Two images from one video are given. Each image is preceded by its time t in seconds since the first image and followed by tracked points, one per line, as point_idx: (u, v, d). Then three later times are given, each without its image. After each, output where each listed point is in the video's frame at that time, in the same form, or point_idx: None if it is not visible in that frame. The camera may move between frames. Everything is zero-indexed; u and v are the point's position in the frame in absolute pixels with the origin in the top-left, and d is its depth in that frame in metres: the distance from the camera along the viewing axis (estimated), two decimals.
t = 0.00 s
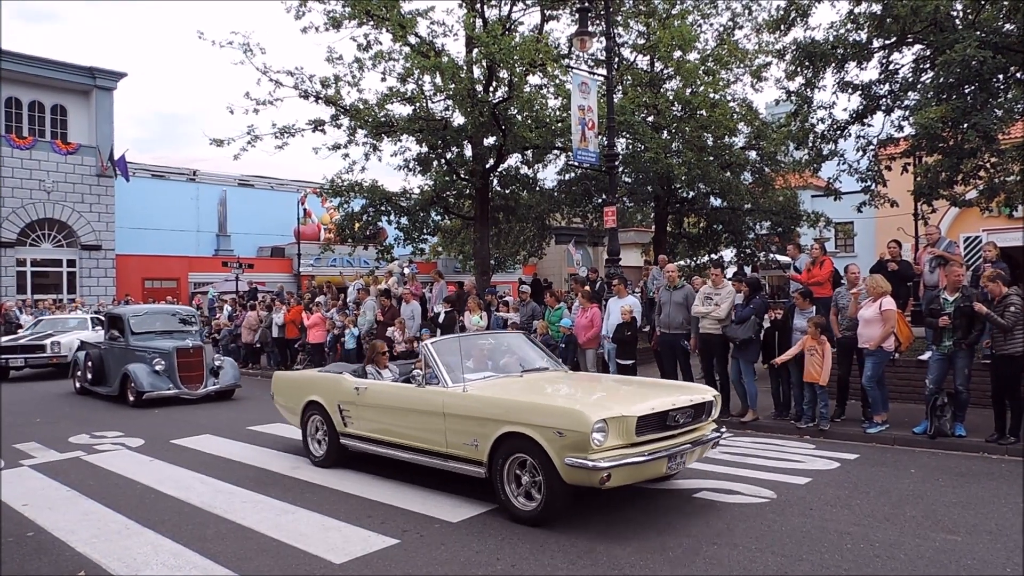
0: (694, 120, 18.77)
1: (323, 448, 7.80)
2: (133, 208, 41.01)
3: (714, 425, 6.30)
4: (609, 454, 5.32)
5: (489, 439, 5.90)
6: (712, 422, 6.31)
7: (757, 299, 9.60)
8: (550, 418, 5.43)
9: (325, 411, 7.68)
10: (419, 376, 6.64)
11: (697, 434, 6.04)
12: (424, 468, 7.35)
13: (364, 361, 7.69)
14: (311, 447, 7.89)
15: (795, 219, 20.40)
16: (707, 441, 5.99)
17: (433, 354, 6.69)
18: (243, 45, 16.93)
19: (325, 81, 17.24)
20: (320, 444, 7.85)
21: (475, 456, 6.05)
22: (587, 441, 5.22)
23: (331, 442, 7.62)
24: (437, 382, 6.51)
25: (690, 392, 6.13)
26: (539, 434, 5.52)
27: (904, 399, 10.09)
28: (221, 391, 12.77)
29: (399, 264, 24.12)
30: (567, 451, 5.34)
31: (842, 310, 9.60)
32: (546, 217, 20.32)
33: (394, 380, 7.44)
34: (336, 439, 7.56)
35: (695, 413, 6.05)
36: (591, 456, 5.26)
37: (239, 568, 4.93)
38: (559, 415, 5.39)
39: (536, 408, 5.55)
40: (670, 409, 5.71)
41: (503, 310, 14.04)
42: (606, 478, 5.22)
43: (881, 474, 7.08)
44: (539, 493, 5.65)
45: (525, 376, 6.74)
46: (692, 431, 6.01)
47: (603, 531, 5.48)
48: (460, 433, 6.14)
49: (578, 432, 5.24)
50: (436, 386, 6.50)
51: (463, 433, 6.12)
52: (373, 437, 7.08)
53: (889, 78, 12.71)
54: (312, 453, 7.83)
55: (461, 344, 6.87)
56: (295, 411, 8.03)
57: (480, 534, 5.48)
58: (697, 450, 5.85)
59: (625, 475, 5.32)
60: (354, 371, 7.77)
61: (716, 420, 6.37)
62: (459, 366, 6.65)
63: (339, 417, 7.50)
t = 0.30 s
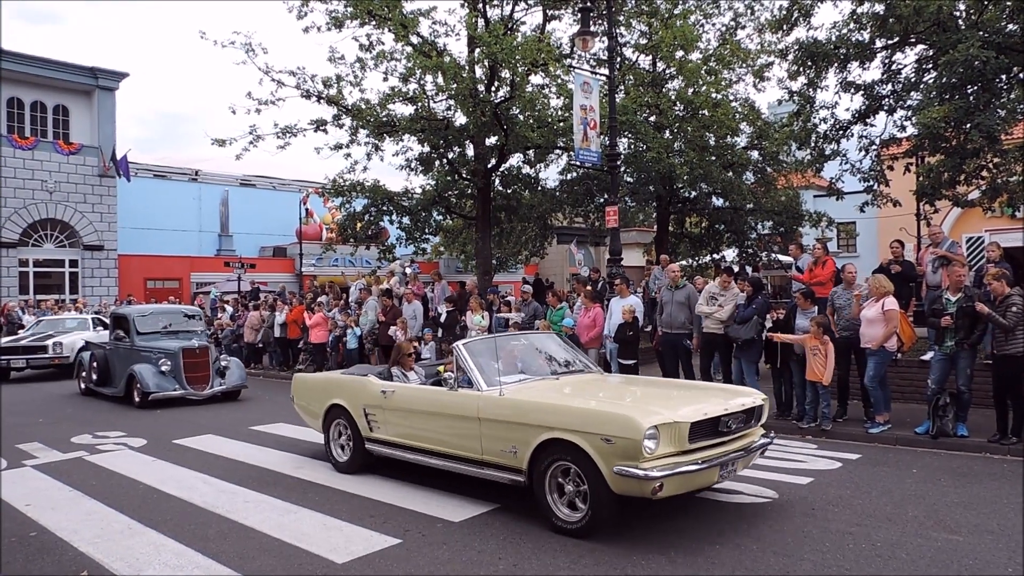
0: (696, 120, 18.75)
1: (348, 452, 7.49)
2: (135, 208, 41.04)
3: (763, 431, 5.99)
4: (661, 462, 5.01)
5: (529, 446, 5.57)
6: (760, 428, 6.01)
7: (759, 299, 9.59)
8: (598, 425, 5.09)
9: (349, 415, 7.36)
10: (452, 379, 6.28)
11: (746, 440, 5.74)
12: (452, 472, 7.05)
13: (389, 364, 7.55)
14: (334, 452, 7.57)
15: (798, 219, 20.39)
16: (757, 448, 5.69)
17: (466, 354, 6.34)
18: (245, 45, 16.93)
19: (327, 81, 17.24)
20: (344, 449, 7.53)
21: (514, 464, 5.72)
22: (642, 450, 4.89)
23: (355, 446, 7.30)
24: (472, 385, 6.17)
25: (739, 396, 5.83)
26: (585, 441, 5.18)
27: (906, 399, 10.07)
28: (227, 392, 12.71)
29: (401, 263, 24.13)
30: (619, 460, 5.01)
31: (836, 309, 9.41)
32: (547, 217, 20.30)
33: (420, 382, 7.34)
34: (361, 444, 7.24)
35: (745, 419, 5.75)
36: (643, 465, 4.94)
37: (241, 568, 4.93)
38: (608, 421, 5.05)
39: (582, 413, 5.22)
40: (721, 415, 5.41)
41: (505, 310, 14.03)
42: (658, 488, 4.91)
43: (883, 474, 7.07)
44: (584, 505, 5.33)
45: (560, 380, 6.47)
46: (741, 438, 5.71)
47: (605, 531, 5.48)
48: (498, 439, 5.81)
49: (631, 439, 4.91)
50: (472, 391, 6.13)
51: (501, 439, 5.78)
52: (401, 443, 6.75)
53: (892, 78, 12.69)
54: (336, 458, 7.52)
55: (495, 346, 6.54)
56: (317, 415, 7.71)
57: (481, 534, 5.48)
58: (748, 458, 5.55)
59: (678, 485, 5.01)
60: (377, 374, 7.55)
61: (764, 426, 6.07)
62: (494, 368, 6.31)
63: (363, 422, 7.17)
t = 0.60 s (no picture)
0: (698, 121, 18.74)
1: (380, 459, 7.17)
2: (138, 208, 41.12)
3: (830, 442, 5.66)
4: (734, 476, 4.67)
5: (584, 456, 5.24)
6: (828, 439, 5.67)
7: (762, 301, 9.60)
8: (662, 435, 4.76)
9: (382, 421, 7.05)
10: (496, 385, 5.99)
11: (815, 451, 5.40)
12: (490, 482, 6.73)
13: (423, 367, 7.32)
14: (365, 460, 7.25)
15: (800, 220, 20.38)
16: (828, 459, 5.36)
17: (510, 360, 6.05)
18: (249, 45, 16.94)
19: (331, 82, 17.28)
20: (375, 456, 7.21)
21: (566, 476, 5.40)
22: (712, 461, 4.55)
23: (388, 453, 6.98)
24: (519, 392, 5.87)
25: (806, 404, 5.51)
26: (648, 452, 4.85)
27: (910, 401, 10.07)
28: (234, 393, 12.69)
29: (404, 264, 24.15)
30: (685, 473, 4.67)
31: (837, 312, 9.33)
32: (550, 217, 20.32)
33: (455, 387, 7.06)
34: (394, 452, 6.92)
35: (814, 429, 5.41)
36: (715, 479, 4.61)
37: (244, 567, 4.96)
38: (674, 431, 4.72)
39: (644, 423, 4.89)
40: (794, 425, 5.08)
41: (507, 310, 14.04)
42: (732, 504, 4.57)
43: (885, 476, 7.07)
44: (645, 520, 4.99)
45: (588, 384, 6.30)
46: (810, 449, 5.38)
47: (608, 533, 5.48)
48: (548, 448, 5.49)
49: (700, 451, 4.58)
50: (517, 398, 5.82)
51: (552, 449, 5.47)
52: (440, 452, 6.43)
53: (895, 79, 12.69)
54: (366, 466, 7.20)
55: (539, 351, 6.26)
56: (346, 421, 7.40)
57: (484, 535, 5.49)
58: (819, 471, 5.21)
59: (751, 501, 4.68)
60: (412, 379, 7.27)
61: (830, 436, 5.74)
62: (538, 373, 6.04)
63: (397, 429, 6.85)
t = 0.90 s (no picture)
0: (702, 123, 18.73)
1: (411, 465, 6.84)
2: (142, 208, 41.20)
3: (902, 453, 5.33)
4: (809, 490, 4.36)
5: (641, 467, 4.93)
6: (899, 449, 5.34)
7: (765, 303, 9.59)
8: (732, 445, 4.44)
9: (415, 426, 6.71)
10: (541, 390, 5.63)
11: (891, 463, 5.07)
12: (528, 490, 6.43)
13: (455, 369, 6.95)
14: (395, 466, 6.92)
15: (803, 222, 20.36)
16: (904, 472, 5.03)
17: (555, 362, 5.70)
18: (252, 45, 16.94)
19: (334, 82, 17.28)
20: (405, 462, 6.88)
21: (619, 486, 5.10)
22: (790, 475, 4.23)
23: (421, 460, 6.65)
24: (565, 397, 5.52)
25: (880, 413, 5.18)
26: (715, 463, 4.54)
27: (913, 403, 10.05)
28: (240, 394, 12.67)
29: (407, 264, 24.17)
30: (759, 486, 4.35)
31: (842, 314, 9.34)
32: (553, 218, 20.31)
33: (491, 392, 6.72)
34: (427, 459, 6.61)
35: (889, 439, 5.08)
36: (789, 493, 4.30)
37: (246, 566, 4.95)
38: (745, 441, 4.40)
39: (710, 431, 4.57)
40: (872, 434, 4.76)
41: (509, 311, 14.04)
42: (808, 520, 4.26)
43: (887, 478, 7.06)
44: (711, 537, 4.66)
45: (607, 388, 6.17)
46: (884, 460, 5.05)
47: (609, 534, 5.48)
48: (599, 458, 5.18)
49: (776, 463, 4.25)
50: (566, 403, 5.46)
51: (604, 458, 5.15)
52: (478, 459, 6.11)
53: (899, 81, 12.67)
54: (396, 471, 6.86)
55: (582, 353, 5.93)
56: (376, 425, 7.07)
57: (485, 535, 5.49)
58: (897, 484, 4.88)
59: (827, 516, 4.37)
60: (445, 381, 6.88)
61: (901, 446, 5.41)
62: (586, 378, 5.68)
63: (431, 435, 6.52)
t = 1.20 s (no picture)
0: (705, 124, 18.71)
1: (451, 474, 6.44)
2: (144, 206, 41.24)
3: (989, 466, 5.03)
4: (910, 509, 4.05)
5: (715, 479, 4.60)
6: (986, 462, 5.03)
7: (768, 304, 9.55)
8: (822, 458, 4.13)
9: (453, 434, 6.34)
10: (597, 396, 5.28)
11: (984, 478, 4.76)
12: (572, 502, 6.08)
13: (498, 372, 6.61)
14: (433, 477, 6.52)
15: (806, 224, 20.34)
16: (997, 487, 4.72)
17: (611, 366, 5.36)
18: (255, 45, 16.95)
19: (337, 82, 17.30)
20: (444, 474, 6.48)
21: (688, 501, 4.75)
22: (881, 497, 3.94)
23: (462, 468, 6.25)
24: (624, 405, 5.17)
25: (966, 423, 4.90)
26: (802, 478, 4.22)
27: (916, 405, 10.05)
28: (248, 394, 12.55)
29: (409, 264, 24.17)
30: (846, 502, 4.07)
31: (849, 315, 9.37)
32: (555, 218, 20.32)
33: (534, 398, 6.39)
34: (468, 468, 6.21)
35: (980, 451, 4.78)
36: (889, 512, 3.99)
37: (248, 566, 4.95)
38: (838, 454, 4.09)
39: (795, 441, 4.26)
40: (969, 447, 4.45)
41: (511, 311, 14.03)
42: (911, 541, 3.96)
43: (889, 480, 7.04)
44: (795, 557, 4.33)
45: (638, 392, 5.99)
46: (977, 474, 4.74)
47: (610, 535, 5.47)
48: (665, 470, 4.84)
49: (874, 478, 3.95)
50: (628, 411, 5.10)
51: (670, 470, 4.81)
52: (526, 470, 5.74)
53: (903, 83, 12.65)
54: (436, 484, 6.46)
55: (639, 357, 5.57)
56: (411, 432, 6.69)
57: (487, 536, 5.48)
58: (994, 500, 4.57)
59: (929, 537, 4.06)
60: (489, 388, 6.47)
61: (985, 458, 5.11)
62: (645, 384, 5.34)
63: (473, 443, 6.14)
